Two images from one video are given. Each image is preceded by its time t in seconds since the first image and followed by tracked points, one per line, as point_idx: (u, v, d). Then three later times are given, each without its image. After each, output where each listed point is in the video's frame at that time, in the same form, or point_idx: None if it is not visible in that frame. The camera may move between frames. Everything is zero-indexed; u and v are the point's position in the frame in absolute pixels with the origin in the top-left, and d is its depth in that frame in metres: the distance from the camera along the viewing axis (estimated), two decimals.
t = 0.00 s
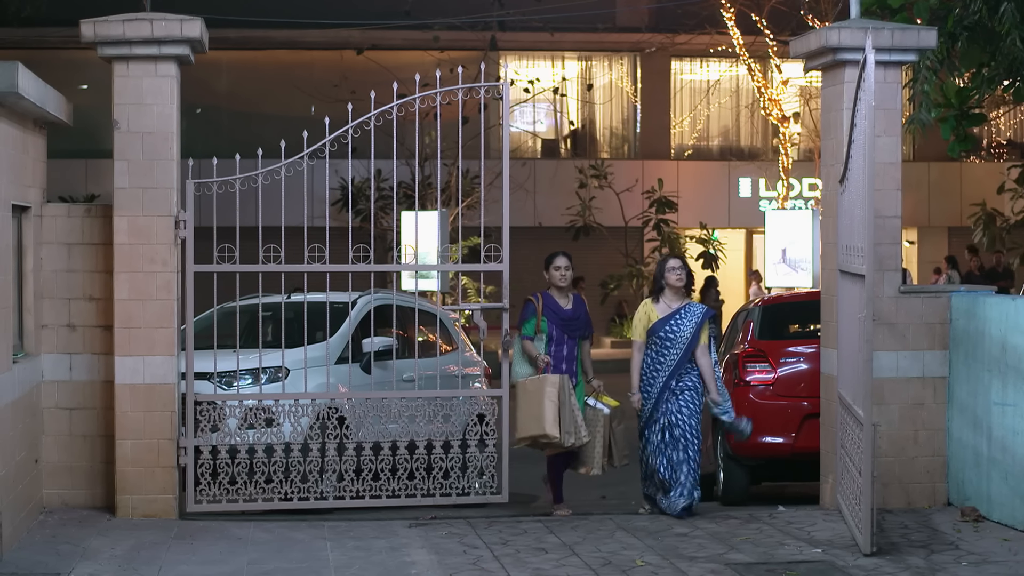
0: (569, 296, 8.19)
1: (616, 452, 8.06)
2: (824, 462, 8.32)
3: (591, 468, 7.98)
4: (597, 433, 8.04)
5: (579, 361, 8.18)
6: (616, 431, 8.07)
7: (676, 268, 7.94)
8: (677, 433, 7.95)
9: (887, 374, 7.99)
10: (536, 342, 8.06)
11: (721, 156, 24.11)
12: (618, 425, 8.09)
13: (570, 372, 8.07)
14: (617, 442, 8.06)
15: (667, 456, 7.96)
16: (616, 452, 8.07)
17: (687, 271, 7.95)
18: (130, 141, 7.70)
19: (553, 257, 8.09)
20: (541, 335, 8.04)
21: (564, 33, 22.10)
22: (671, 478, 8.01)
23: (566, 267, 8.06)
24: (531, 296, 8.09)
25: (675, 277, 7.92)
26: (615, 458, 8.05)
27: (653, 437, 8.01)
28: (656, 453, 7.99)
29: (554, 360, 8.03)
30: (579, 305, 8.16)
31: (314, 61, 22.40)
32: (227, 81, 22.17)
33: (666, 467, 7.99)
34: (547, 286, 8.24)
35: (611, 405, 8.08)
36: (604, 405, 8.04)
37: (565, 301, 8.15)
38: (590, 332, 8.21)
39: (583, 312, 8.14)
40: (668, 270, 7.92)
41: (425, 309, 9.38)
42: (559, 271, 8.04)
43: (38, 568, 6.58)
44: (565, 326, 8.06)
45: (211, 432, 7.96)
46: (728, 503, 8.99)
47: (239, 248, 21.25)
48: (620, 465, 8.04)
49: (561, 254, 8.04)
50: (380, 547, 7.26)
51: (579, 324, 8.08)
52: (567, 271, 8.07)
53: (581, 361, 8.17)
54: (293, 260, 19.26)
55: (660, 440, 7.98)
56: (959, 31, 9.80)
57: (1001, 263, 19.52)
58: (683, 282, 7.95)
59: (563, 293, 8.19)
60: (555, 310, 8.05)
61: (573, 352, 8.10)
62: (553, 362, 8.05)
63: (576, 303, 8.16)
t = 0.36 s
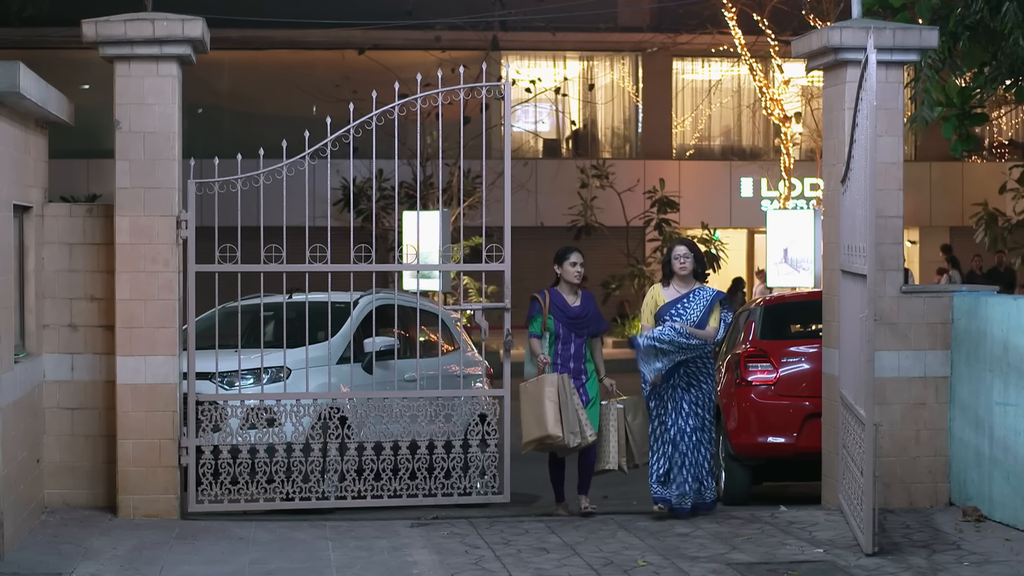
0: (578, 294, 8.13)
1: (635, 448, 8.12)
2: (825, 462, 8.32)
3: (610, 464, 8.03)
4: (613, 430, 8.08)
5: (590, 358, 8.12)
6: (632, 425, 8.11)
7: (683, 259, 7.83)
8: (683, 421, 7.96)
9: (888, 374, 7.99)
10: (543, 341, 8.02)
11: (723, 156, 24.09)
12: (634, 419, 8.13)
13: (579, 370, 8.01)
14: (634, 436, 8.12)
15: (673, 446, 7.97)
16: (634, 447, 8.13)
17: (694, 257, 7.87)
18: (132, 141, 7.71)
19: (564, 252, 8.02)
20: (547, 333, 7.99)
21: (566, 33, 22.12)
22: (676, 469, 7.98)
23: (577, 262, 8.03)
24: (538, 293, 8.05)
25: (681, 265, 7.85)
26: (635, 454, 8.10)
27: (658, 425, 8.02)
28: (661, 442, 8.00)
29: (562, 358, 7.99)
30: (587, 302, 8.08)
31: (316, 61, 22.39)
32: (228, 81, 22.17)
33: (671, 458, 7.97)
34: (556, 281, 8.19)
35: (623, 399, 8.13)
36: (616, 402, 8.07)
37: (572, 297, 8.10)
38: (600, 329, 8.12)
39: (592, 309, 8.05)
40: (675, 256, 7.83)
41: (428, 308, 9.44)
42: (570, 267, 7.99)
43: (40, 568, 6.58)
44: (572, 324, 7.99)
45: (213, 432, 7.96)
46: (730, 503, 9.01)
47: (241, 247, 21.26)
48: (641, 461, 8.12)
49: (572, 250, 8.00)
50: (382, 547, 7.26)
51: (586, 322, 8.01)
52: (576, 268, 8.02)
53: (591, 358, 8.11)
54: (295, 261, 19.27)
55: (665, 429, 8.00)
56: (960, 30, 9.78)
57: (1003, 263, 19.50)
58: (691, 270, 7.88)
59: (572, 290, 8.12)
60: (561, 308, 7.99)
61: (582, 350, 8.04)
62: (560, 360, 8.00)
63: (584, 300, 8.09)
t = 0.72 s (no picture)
0: (595, 286, 7.98)
1: (635, 454, 7.80)
2: (827, 462, 8.31)
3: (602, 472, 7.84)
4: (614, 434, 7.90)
5: (602, 354, 7.97)
6: (632, 431, 7.82)
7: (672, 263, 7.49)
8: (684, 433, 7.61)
9: (891, 374, 7.98)
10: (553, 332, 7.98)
11: (725, 156, 24.08)
12: (636, 425, 7.83)
13: (587, 364, 7.89)
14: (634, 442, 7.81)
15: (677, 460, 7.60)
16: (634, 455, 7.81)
17: (686, 260, 7.51)
18: (134, 141, 7.71)
19: (578, 245, 7.87)
20: (556, 323, 7.97)
21: (568, 33, 22.16)
22: (681, 483, 7.63)
23: (589, 255, 7.82)
24: (552, 283, 8.00)
25: (671, 269, 7.51)
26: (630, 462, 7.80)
27: (659, 440, 7.60)
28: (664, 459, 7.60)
29: (569, 351, 7.91)
30: (602, 294, 7.93)
31: (318, 61, 22.33)
32: (231, 81, 22.15)
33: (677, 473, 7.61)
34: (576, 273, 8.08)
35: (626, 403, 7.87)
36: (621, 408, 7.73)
37: (587, 291, 7.96)
38: (614, 324, 7.95)
39: (604, 303, 7.90)
40: (665, 260, 7.52)
41: (430, 308, 9.45)
42: (581, 261, 7.83)
43: (42, 568, 6.59)
44: (581, 317, 7.88)
45: (216, 431, 7.97)
46: (733, 504, 8.98)
47: (244, 247, 21.27)
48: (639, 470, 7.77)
49: (585, 243, 7.81)
50: (385, 547, 7.26)
51: (597, 315, 7.86)
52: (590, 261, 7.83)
53: (602, 353, 7.95)
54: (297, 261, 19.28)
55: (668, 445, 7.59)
56: (963, 31, 9.76)
57: (1006, 262, 19.48)
58: (683, 274, 7.53)
59: (589, 283, 7.99)
60: (572, 299, 7.91)
61: (591, 344, 7.90)
62: (568, 353, 7.92)
63: (598, 293, 7.94)
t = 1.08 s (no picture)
0: (596, 285, 7.78)
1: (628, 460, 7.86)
2: (830, 461, 8.31)
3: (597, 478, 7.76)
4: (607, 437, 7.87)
5: (601, 357, 7.77)
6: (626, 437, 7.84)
7: (665, 257, 7.46)
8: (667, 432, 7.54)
9: (894, 373, 7.98)
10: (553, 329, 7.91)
11: (728, 156, 24.07)
12: (629, 431, 7.86)
13: (582, 366, 7.75)
14: (627, 448, 7.82)
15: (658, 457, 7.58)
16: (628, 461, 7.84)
17: (677, 255, 7.45)
18: (136, 141, 7.71)
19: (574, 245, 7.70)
20: (557, 322, 7.88)
21: (571, 32, 22.21)
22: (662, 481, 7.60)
23: (581, 257, 7.63)
24: (555, 282, 7.89)
25: (661, 263, 7.48)
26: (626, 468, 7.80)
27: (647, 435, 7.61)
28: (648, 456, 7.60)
29: (565, 352, 7.79)
30: (602, 294, 7.74)
31: (321, 61, 22.32)
32: (234, 80, 22.13)
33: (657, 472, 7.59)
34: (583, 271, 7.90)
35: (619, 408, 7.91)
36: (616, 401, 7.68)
37: (588, 291, 7.77)
38: (616, 325, 7.77)
39: (601, 303, 7.71)
40: (656, 253, 7.49)
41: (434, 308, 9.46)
42: (575, 263, 7.66)
43: (44, 567, 6.59)
44: (576, 318, 7.73)
45: (218, 431, 7.97)
46: (735, 503, 8.98)
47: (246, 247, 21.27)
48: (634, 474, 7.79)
49: (578, 243, 7.64)
50: (387, 547, 7.27)
51: (592, 316, 7.69)
52: (584, 262, 7.65)
53: (600, 356, 7.76)
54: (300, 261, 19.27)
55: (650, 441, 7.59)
56: (966, 30, 9.76)
57: (1009, 262, 19.45)
58: (674, 269, 7.50)
59: (591, 282, 7.79)
60: (570, 300, 7.77)
61: (588, 346, 7.75)
62: (565, 354, 7.81)
63: (597, 292, 7.75)
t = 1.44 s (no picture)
0: (583, 280, 7.70)
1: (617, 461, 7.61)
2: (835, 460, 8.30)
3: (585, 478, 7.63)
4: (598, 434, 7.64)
5: (590, 352, 7.69)
6: (614, 438, 7.60)
7: (661, 260, 7.31)
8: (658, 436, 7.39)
9: (898, 372, 7.97)
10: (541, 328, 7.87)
11: (732, 155, 24.07)
12: (618, 431, 7.61)
13: (569, 364, 7.69)
14: (616, 449, 7.59)
15: (647, 463, 7.41)
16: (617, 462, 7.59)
17: (673, 255, 7.29)
18: (141, 140, 7.73)
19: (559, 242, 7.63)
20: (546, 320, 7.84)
21: (575, 31, 22.22)
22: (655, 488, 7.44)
23: (566, 255, 7.56)
24: (542, 280, 7.83)
25: (659, 264, 7.34)
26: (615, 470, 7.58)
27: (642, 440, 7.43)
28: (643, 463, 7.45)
29: (553, 351, 7.76)
30: (588, 290, 7.65)
31: (325, 60, 22.26)
32: (238, 79, 22.09)
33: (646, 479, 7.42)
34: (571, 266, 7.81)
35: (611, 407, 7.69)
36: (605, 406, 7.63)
37: (574, 287, 7.70)
38: (603, 319, 7.65)
39: (584, 299, 7.63)
40: (653, 255, 7.34)
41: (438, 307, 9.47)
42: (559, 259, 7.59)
43: (49, 566, 6.61)
44: (561, 315, 7.69)
45: (223, 430, 7.98)
46: (740, 502, 8.98)
47: (251, 246, 21.28)
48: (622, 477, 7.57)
49: (563, 240, 7.56)
50: (392, 546, 7.27)
51: (577, 312, 7.62)
52: (569, 259, 7.57)
53: (587, 352, 7.68)
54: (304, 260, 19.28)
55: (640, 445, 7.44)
56: (970, 29, 9.76)
57: (1013, 261, 19.40)
58: (671, 270, 7.35)
59: (577, 277, 7.71)
60: (555, 297, 7.72)
61: (573, 343, 7.68)
62: (554, 353, 7.77)
63: (584, 288, 7.67)
